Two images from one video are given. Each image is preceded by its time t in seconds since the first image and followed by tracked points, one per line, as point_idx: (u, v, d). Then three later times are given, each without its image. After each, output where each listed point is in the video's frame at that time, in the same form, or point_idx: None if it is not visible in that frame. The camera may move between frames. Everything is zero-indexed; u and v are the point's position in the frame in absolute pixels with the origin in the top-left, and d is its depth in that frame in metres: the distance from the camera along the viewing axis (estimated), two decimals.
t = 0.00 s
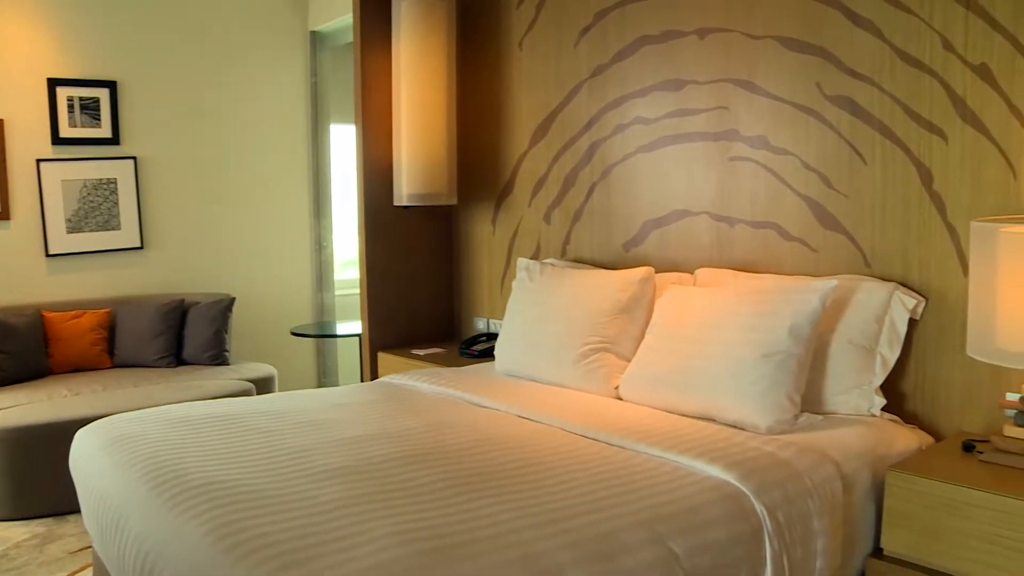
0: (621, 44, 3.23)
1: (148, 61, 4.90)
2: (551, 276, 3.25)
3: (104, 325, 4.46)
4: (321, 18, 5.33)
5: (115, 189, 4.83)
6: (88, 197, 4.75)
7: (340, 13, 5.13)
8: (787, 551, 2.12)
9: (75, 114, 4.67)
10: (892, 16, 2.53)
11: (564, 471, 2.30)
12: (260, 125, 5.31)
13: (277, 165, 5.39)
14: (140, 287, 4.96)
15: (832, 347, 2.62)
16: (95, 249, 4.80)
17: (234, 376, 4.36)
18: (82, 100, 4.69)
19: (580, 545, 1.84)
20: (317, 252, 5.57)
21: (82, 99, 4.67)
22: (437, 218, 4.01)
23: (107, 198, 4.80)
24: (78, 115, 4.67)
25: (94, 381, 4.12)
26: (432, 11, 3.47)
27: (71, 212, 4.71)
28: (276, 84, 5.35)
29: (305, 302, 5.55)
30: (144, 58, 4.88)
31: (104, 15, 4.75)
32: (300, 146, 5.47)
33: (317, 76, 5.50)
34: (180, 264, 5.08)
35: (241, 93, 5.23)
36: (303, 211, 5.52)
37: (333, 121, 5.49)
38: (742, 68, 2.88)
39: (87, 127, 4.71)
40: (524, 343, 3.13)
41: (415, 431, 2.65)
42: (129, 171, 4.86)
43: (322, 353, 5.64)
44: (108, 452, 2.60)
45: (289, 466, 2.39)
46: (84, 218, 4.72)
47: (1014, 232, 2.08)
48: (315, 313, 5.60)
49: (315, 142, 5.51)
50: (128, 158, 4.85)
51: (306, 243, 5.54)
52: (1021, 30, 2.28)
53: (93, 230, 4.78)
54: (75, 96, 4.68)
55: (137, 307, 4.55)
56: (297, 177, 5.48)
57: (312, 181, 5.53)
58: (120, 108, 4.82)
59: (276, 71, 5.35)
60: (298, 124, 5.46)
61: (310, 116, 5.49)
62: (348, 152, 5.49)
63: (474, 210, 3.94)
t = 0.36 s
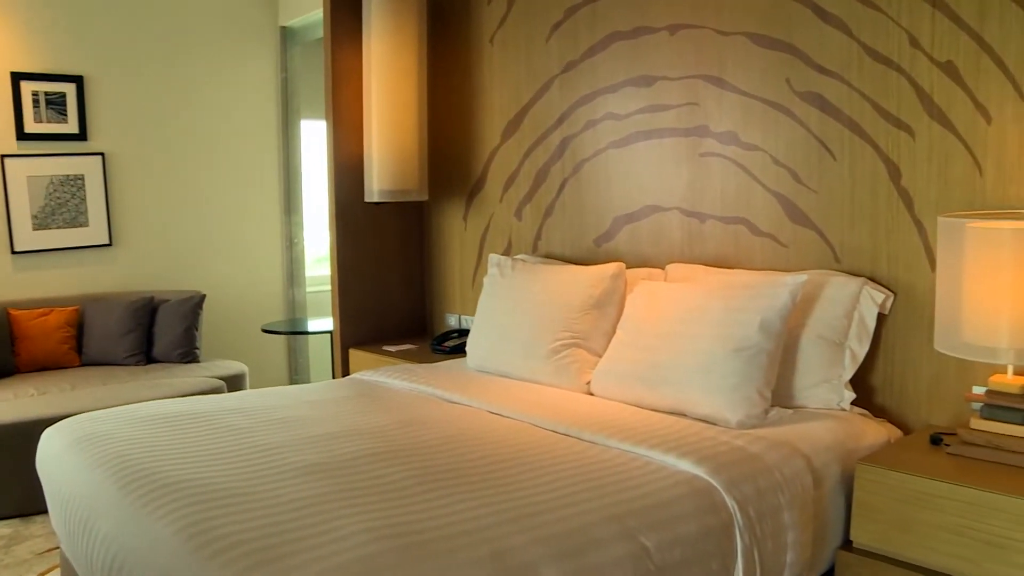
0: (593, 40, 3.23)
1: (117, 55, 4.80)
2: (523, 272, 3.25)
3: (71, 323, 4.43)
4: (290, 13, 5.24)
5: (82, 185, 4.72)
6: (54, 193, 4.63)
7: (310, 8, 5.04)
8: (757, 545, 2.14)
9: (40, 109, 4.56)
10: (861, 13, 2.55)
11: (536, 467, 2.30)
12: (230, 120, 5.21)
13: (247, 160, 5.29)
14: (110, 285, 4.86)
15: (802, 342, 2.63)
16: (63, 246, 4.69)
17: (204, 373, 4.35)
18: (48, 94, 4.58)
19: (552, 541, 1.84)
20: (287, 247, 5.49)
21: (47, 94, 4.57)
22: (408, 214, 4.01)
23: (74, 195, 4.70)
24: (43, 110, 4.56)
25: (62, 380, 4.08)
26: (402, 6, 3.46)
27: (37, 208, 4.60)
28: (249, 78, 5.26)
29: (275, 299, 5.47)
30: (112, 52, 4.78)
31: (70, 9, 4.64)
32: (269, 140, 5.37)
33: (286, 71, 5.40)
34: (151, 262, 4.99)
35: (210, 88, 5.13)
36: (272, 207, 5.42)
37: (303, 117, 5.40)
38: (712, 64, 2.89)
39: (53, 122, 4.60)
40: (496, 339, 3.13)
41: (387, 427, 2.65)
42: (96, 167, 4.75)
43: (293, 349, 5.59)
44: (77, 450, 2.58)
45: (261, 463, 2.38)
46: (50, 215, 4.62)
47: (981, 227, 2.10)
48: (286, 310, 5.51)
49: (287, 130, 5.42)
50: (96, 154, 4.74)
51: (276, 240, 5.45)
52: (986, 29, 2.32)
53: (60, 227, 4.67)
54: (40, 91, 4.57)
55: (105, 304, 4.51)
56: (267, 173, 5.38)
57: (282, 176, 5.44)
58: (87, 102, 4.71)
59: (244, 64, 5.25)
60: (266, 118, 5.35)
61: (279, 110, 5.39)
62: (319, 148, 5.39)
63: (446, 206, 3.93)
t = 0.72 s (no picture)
0: (564, 33, 3.24)
1: (85, 47, 4.75)
2: (496, 265, 3.25)
3: (40, 319, 4.38)
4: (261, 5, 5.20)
5: (50, 179, 4.66)
6: (21, 187, 4.58)
7: None
8: (729, 535, 2.15)
9: (5, 101, 4.50)
10: (830, 7, 2.57)
11: (507, 460, 2.30)
12: (202, 114, 5.18)
13: (219, 154, 5.26)
14: (79, 279, 4.81)
15: (774, 334, 2.65)
16: (31, 241, 4.63)
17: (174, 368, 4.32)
18: (13, 86, 4.52)
19: (524, 534, 1.84)
20: (260, 240, 5.46)
21: (12, 86, 4.50)
22: (381, 207, 4.00)
23: (41, 188, 4.64)
24: (8, 102, 4.50)
25: (31, 376, 4.05)
26: None
27: (3, 202, 4.54)
28: (219, 71, 5.23)
29: (248, 292, 5.44)
30: (80, 44, 4.73)
31: None
32: (240, 133, 5.34)
33: (258, 64, 5.36)
34: (123, 256, 4.95)
35: (181, 80, 5.09)
36: (244, 201, 5.39)
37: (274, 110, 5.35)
38: (684, 57, 2.90)
39: (19, 114, 4.54)
40: (469, 332, 3.13)
41: (360, 421, 2.64)
42: (64, 160, 4.70)
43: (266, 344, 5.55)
44: (46, 447, 2.55)
45: (233, 459, 2.36)
46: (17, 209, 4.56)
47: (949, 221, 2.12)
48: (258, 304, 5.50)
49: (258, 123, 5.39)
50: (63, 147, 4.69)
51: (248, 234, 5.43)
52: (953, 23, 2.34)
53: (27, 222, 4.61)
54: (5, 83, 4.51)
55: (75, 299, 4.47)
56: (239, 166, 5.35)
57: (255, 170, 5.41)
58: (54, 95, 4.66)
59: (214, 56, 5.21)
60: (237, 111, 5.31)
61: (250, 103, 5.36)
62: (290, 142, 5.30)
63: (419, 199, 3.92)
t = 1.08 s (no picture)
0: (539, 28, 3.24)
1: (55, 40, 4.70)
2: (472, 259, 3.25)
3: (11, 315, 4.33)
4: None
5: (20, 173, 4.60)
6: None
7: None
8: (705, 528, 2.16)
9: None
10: None
11: (482, 454, 2.30)
12: (176, 108, 5.15)
13: (194, 149, 5.23)
14: (51, 275, 4.76)
15: (749, 327, 2.66)
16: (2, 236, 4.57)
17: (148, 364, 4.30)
18: None
19: (500, 528, 1.84)
20: (235, 235, 5.44)
21: None
22: (357, 202, 3.99)
23: (10, 182, 4.57)
24: None
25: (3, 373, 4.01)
26: None
27: None
28: (194, 66, 5.20)
29: (223, 288, 5.42)
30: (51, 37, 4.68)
31: None
32: (214, 128, 5.31)
33: (232, 58, 5.33)
34: (97, 252, 4.91)
35: (154, 74, 5.05)
36: (220, 196, 5.36)
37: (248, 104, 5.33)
38: (659, 50, 2.91)
39: None
40: (446, 326, 3.13)
41: (336, 417, 2.63)
42: (34, 154, 4.64)
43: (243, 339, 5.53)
44: (16, 446, 2.52)
45: (207, 455, 2.35)
46: None
47: (922, 214, 2.14)
48: (234, 299, 5.47)
49: (232, 120, 5.37)
50: (33, 141, 4.64)
51: (224, 229, 5.40)
52: (925, 18, 2.36)
53: None
54: None
55: (47, 294, 4.42)
56: (215, 161, 5.32)
57: (230, 164, 5.38)
58: (24, 88, 4.61)
59: (187, 49, 5.17)
60: (211, 105, 5.28)
61: (225, 97, 5.33)
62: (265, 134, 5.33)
63: (395, 193, 3.91)
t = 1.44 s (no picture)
0: (519, 24, 3.24)
1: (32, 35, 4.66)
2: (454, 255, 3.24)
3: None
4: None
5: None
6: None
7: None
8: (686, 523, 2.17)
9: None
10: None
11: (463, 450, 2.30)
12: (155, 104, 5.11)
13: (174, 145, 5.20)
14: (30, 272, 4.73)
15: (729, 322, 2.66)
16: None
17: (128, 361, 4.27)
18: None
19: (480, 524, 1.85)
20: (215, 232, 5.40)
21: None
22: (338, 198, 3.97)
23: None
24: None
25: None
26: None
27: None
28: (173, 62, 5.17)
29: (203, 285, 5.39)
30: (27, 32, 4.64)
31: None
32: (194, 124, 5.28)
33: (211, 54, 5.30)
34: (76, 249, 4.88)
35: (133, 70, 5.02)
36: (199, 193, 5.33)
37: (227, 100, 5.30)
38: (639, 47, 2.91)
39: None
40: (428, 322, 3.12)
41: (318, 413, 2.62)
42: (11, 150, 4.60)
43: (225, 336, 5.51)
44: None
45: (187, 453, 2.34)
46: None
47: (901, 209, 2.15)
48: (216, 297, 5.44)
49: (212, 117, 5.34)
50: (10, 137, 4.60)
51: (204, 226, 5.37)
52: (904, 15, 2.37)
53: None
54: None
55: (25, 292, 4.39)
56: (195, 158, 5.29)
57: (210, 161, 5.35)
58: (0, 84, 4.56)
59: (167, 45, 5.14)
60: (190, 102, 5.25)
61: (204, 93, 5.30)
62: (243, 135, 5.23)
63: (376, 190, 3.90)
